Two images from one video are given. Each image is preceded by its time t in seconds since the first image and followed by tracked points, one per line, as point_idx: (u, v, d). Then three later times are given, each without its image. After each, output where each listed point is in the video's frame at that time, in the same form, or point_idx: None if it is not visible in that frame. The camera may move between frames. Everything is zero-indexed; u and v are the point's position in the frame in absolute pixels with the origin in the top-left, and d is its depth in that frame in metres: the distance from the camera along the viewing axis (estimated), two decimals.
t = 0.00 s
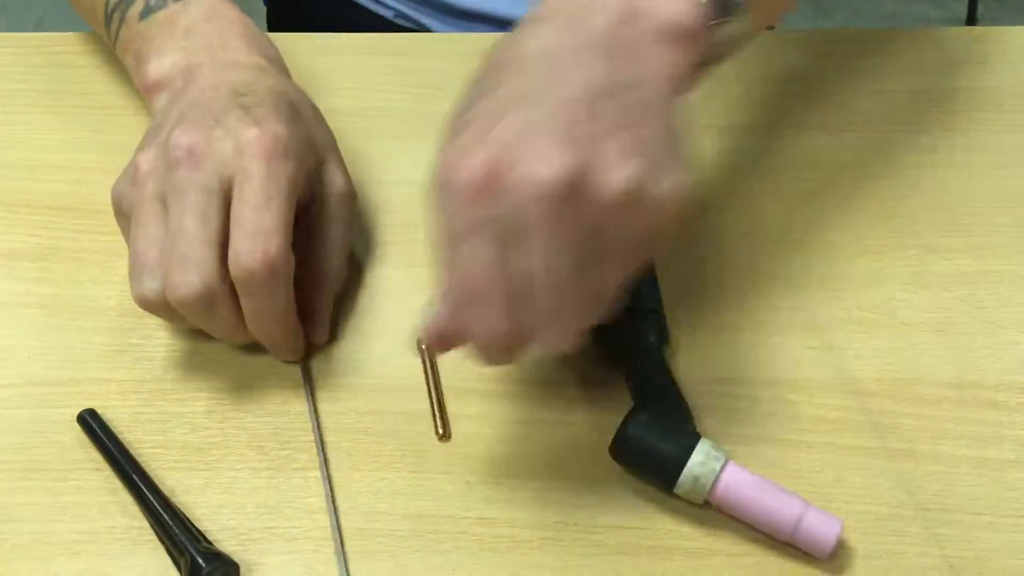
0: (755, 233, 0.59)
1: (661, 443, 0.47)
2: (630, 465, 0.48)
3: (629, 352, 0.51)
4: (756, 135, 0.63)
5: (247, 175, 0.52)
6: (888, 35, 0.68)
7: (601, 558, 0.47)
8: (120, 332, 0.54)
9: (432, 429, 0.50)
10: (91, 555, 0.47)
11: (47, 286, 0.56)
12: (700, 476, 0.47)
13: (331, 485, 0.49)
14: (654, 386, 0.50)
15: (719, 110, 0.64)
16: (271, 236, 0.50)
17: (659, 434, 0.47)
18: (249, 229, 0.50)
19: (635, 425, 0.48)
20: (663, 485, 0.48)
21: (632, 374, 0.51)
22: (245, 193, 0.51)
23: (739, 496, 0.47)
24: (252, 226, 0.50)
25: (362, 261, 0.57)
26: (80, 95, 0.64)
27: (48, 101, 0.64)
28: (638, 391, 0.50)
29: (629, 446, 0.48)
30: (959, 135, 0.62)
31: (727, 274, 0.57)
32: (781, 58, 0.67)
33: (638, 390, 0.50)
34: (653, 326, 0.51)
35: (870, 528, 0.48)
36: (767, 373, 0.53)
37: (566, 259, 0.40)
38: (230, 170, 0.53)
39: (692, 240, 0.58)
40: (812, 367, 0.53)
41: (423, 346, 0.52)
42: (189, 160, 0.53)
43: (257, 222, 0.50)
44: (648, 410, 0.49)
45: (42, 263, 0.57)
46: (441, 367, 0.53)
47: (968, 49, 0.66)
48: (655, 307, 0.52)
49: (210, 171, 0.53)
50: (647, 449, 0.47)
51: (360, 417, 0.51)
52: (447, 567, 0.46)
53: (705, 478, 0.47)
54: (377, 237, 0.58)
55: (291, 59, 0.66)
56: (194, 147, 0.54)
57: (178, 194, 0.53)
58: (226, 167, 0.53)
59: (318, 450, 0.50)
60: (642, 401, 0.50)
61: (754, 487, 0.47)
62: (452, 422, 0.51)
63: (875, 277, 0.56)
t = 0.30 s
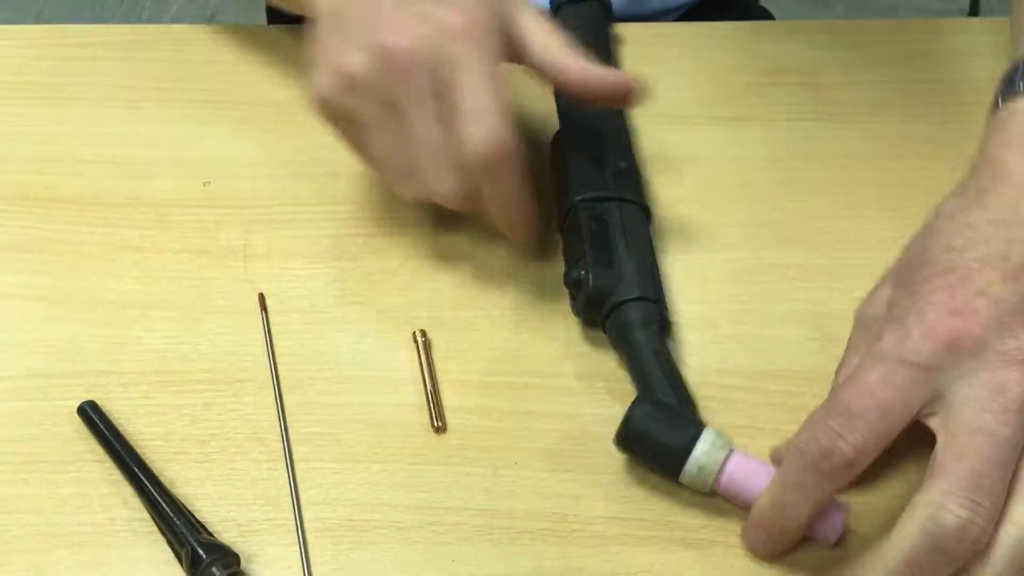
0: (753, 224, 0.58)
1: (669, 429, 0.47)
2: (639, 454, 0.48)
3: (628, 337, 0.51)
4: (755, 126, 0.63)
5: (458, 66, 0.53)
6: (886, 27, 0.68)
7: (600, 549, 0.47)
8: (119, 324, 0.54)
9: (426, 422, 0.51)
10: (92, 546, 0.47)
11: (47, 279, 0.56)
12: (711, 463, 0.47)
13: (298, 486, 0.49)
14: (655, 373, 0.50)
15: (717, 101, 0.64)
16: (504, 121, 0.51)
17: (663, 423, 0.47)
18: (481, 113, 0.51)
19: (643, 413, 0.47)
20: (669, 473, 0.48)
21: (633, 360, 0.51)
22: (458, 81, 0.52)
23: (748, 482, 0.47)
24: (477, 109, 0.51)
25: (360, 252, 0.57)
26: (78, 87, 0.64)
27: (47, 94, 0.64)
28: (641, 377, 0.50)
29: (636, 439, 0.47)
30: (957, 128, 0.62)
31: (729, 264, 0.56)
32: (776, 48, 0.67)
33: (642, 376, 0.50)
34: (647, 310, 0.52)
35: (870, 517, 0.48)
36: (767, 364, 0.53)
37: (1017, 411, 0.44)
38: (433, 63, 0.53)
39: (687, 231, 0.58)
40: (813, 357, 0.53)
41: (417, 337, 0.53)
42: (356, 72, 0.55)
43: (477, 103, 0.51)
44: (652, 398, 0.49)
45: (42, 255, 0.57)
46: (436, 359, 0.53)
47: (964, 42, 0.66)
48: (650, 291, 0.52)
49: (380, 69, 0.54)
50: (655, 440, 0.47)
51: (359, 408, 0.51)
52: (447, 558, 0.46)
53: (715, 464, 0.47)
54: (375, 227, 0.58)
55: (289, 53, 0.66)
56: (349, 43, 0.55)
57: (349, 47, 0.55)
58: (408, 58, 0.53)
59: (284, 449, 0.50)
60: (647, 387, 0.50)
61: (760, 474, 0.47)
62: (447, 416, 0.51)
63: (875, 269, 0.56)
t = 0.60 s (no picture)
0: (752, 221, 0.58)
1: (744, 320, 0.45)
2: (728, 352, 0.46)
3: (670, 259, 0.49)
4: (756, 122, 0.63)
5: (512, 80, 0.52)
6: (887, 22, 0.68)
7: (601, 546, 0.47)
8: (119, 322, 0.54)
9: (422, 420, 0.51)
10: (92, 544, 0.47)
11: (46, 277, 0.56)
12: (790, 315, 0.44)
13: (281, 490, 0.48)
14: (711, 266, 0.48)
15: (719, 97, 0.64)
16: (504, 130, 0.50)
17: (730, 318, 0.45)
18: (507, 124, 0.51)
19: (717, 315, 0.46)
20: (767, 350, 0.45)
21: (682, 270, 0.49)
22: (507, 88, 0.51)
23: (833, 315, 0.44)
24: (509, 117, 0.51)
25: (360, 249, 0.57)
26: (77, 85, 0.64)
27: (46, 92, 0.64)
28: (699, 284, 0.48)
29: (718, 338, 0.46)
30: (959, 123, 0.62)
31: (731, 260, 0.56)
32: (774, 45, 0.67)
33: (700, 283, 0.48)
34: (677, 221, 0.49)
35: (870, 514, 0.48)
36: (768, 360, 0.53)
37: None
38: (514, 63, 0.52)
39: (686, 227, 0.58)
40: (815, 354, 0.53)
41: (416, 334, 0.53)
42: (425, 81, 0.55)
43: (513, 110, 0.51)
44: (720, 294, 0.47)
45: (41, 253, 0.57)
46: (435, 357, 0.53)
47: (965, 38, 0.66)
48: (670, 203, 0.50)
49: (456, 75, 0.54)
50: (734, 328, 0.45)
51: (359, 405, 0.51)
52: (448, 554, 0.46)
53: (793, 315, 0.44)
54: (375, 224, 0.58)
55: (290, 50, 0.66)
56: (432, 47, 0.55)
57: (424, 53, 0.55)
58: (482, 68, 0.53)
59: (268, 452, 0.50)
60: (709, 295, 0.48)
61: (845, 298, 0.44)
62: (443, 412, 0.51)
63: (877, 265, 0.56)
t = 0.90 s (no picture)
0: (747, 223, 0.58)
1: (701, 175, 0.37)
2: (680, 219, 0.38)
3: (604, 153, 0.41)
4: (751, 124, 0.63)
5: (420, 41, 0.52)
6: (882, 25, 0.68)
7: (597, 547, 0.47)
8: (115, 324, 0.54)
9: (421, 422, 0.51)
10: (87, 547, 0.47)
11: (42, 279, 0.56)
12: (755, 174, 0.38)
13: (270, 493, 0.48)
14: (650, 147, 0.40)
15: (713, 98, 0.64)
16: (426, 89, 0.52)
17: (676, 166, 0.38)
18: (432, 85, 0.51)
19: (671, 172, 0.38)
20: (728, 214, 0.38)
21: (619, 159, 0.40)
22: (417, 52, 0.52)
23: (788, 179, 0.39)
24: (429, 82, 0.51)
25: (356, 251, 0.57)
26: (73, 86, 0.64)
27: (41, 93, 0.63)
28: (639, 167, 0.40)
29: (674, 200, 0.37)
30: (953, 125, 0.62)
31: (726, 261, 0.57)
32: (770, 47, 0.67)
33: (639, 161, 0.39)
34: (612, 116, 0.42)
35: (867, 516, 0.48)
36: (764, 362, 0.53)
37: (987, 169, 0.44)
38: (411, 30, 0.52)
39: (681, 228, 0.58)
40: (810, 355, 0.53)
41: (414, 336, 0.53)
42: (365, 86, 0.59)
43: (431, 72, 0.51)
44: (664, 156, 0.39)
45: (36, 255, 0.56)
46: (433, 359, 0.53)
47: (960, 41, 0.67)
48: (603, 101, 0.43)
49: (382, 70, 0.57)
50: (694, 185, 0.37)
51: (355, 407, 0.51)
52: (444, 557, 0.46)
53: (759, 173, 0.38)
54: (370, 226, 0.58)
55: (286, 53, 0.66)
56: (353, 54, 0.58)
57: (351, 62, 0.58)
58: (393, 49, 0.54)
59: (257, 455, 0.50)
60: (650, 169, 0.39)
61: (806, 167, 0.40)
62: (442, 414, 0.51)
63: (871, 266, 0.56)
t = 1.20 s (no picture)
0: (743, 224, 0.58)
1: (635, 160, 0.37)
2: (610, 204, 0.38)
3: (536, 139, 0.40)
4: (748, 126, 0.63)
5: None
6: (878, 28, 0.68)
7: (594, 550, 0.47)
8: (112, 326, 0.54)
9: (419, 424, 0.51)
10: (85, 551, 0.47)
11: (39, 282, 0.56)
12: (694, 176, 0.38)
13: (269, 496, 0.48)
14: (583, 135, 0.39)
15: (710, 100, 0.64)
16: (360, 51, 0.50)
17: (615, 151, 0.37)
18: (363, 45, 0.50)
19: (605, 155, 0.37)
20: (650, 209, 0.38)
21: (551, 147, 0.40)
22: (356, 11, 0.50)
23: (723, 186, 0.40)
24: (361, 41, 0.50)
25: (352, 253, 0.57)
26: (69, 89, 0.64)
27: (38, 96, 0.63)
28: (572, 155, 0.39)
29: (607, 184, 0.37)
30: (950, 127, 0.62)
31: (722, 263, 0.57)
32: (767, 49, 0.67)
33: (572, 148, 0.39)
34: (544, 102, 0.41)
35: (864, 518, 0.48)
36: (760, 364, 0.53)
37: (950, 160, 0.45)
38: None
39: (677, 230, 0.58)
40: (806, 357, 0.53)
41: (412, 338, 0.53)
42: (299, 44, 0.57)
43: (365, 31, 0.50)
44: (598, 144, 0.38)
45: (33, 258, 0.56)
46: (431, 361, 0.53)
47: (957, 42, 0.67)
48: (538, 85, 0.42)
49: (319, 29, 0.55)
50: (631, 172, 0.37)
51: (352, 409, 0.51)
52: (442, 559, 0.46)
53: (699, 176, 0.39)
54: (367, 227, 0.58)
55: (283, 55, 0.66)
56: (291, 4, 0.56)
57: (286, 12, 0.56)
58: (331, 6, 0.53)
59: (255, 458, 0.49)
60: (583, 156, 0.38)
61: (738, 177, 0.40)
62: (440, 416, 0.51)
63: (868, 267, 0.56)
